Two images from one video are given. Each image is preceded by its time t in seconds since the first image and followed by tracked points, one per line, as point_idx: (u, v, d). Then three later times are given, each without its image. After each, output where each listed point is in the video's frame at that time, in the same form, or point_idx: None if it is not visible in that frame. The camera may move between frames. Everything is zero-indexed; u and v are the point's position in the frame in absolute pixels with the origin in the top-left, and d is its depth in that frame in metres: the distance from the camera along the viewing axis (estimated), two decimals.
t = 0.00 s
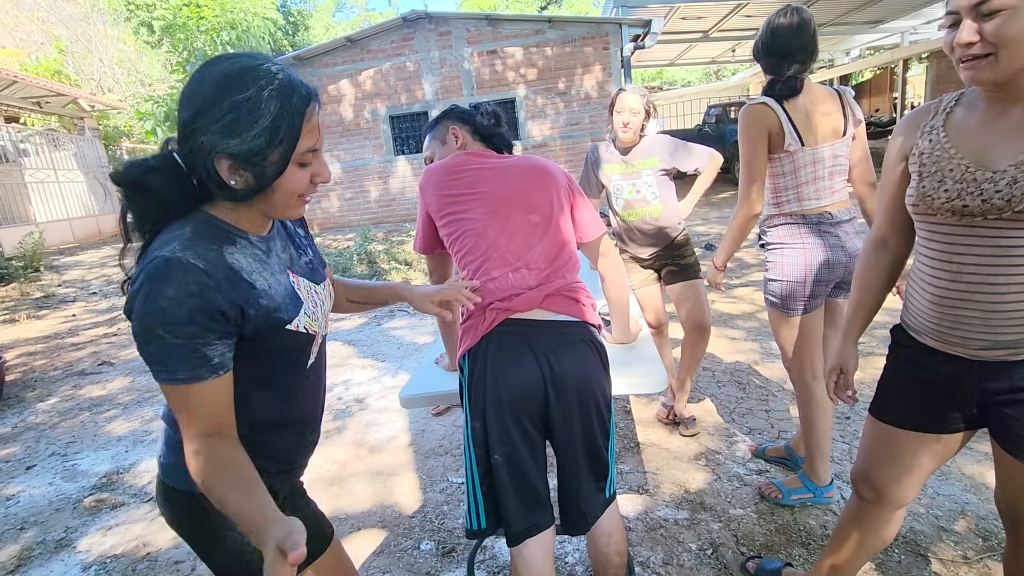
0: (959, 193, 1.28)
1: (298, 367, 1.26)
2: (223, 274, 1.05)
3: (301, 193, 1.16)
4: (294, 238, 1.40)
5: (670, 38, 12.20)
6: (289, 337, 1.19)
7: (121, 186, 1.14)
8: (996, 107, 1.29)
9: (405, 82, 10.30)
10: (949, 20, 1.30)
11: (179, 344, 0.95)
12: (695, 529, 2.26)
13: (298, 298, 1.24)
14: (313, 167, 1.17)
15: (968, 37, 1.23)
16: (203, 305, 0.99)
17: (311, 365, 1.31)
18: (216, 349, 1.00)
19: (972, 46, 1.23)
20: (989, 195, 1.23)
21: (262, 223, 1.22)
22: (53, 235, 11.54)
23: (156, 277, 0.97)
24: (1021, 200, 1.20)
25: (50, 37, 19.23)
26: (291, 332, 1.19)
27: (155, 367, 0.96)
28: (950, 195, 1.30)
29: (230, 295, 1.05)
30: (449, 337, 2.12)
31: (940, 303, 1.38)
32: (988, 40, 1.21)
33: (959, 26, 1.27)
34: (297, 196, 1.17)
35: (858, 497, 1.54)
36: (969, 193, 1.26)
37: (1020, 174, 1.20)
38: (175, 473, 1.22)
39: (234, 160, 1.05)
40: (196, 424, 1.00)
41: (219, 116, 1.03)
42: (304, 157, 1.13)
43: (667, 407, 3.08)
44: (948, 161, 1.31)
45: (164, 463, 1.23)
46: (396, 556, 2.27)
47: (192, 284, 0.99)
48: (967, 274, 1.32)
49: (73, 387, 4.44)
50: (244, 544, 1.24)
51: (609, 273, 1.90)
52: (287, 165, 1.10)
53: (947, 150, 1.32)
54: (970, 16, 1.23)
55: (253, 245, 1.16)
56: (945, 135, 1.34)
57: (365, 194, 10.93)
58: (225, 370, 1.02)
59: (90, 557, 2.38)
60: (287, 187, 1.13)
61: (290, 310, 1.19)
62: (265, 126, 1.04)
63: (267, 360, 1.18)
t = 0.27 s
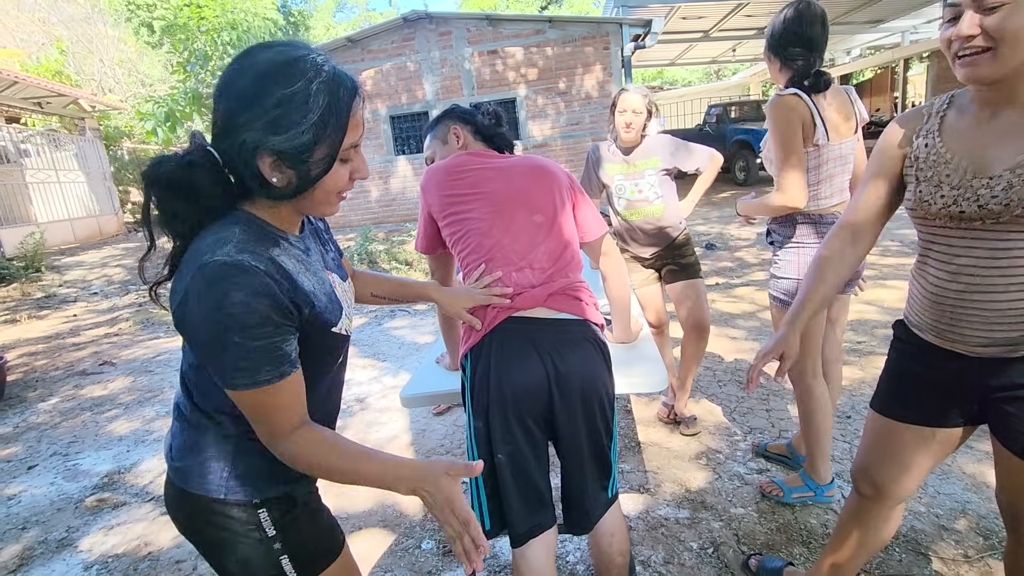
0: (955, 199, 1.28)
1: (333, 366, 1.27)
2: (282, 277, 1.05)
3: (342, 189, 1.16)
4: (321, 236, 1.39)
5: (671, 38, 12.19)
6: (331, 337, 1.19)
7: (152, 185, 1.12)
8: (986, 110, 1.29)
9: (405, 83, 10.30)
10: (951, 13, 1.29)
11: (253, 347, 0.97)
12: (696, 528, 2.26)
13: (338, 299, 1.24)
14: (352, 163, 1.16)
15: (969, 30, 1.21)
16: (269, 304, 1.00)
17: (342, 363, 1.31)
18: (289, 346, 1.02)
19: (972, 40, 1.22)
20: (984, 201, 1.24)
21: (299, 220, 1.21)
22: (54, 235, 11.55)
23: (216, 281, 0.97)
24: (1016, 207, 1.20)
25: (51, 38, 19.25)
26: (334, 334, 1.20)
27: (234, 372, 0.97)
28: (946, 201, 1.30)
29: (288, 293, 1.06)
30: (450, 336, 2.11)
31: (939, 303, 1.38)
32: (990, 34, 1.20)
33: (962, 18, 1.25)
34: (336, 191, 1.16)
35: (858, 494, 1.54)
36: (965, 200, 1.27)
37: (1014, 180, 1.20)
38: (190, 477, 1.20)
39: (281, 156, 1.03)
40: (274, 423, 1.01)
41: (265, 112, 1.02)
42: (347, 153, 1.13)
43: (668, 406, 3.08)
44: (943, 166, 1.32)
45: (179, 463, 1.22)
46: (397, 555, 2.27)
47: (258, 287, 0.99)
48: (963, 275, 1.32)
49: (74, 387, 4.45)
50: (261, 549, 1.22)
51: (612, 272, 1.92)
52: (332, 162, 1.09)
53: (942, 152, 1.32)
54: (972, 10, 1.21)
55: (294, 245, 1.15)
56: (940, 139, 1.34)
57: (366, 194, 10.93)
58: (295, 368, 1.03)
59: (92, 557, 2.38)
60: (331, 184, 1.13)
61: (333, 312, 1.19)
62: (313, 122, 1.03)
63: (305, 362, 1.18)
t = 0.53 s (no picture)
0: (922, 212, 1.30)
1: (334, 365, 1.27)
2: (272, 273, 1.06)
3: (339, 184, 1.16)
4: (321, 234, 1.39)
5: (671, 38, 12.19)
6: (330, 334, 1.20)
7: (153, 181, 1.13)
8: (943, 120, 1.30)
9: (405, 83, 10.30)
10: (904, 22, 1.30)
11: (246, 340, 0.96)
12: (695, 528, 2.26)
13: (337, 296, 1.25)
14: (350, 157, 1.16)
15: (923, 41, 1.23)
16: (260, 300, 1.00)
17: (345, 361, 1.31)
18: (281, 342, 1.01)
19: (926, 50, 1.24)
20: (949, 213, 1.26)
21: (293, 216, 1.21)
22: (55, 236, 11.56)
23: (210, 277, 0.97)
24: (980, 218, 1.23)
25: (51, 38, 19.25)
26: (334, 330, 1.20)
27: (217, 366, 0.96)
28: (913, 213, 1.32)
29: (281, 289, 1.06)
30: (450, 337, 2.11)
31: (915, 308, 1.40)
32: (940, 44, 1.22)
33: (916, 28, 1.26)
34: (334, 187, 1.16)
35: (837, 497, 1.50)
36: (930, 213, 1.29)
37: (975, 193, 1.23)
38: (204, 470, 1.21)
39: (279, 150, 1.04)
40: (261, 423, 1.00)
41: (264, 106, 1.02)
42: (343, 148, 1.13)
43: (668, 405, 3.08)
44: (910, 179, 1.31)
45: (194, 457, 1.22)
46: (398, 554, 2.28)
47: (251, 282, 1.00)
48: (939, 280, 1.34)
49: (75, 387, 4.46)
50: (272, 541, 1.23)
51: (613, 270, 1.93)
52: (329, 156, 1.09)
53: (901, 164, 1.33)
54: (926, 21, 1.23)
55: (291, 242, 1.16)
56: (903, 151, 1.33)
57: (366, 194, 10.94)
58: (287, 365, 1.02)
59: (93, 556, 2.39)
60: (329, 179, 1.13)
61: (331, 308, 1.19)
62: (310, 116, 1.04)
63: (305, 358, 1.18)
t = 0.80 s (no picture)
0: (854, 227, 1.28)
1: (332, 361, 1.27)
2: (264, 267, 1.05)
3: (333, 177, 1.17)
4: (319, 229, 1.39)
5: (671, 37, 12.19)
6: (324, 329, 1.20)
7: (147, 175, 1.14)
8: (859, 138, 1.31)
9: (406, 83, 10.31)
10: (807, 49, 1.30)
11: (236, 338, 0.97)
12: (696, 528, 2.26)
13: (331, 290, 1.25)
14: (343, 150, 1.16)
15: (828, 67, 1.25)
16: (253, 297, 1.00)
17: (342, 357, 1.31)
18: (270, 341, 1.02)
19: (835, 76, 1.25)
20: (881, 227, 1.26)
21: (289, 210, 1.21)
22: (56, 236, 11.56)
23: (204, 273, 0.97)
24: (915, 228, 1.24)
25: (52, 39, 19.25)
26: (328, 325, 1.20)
27: (206, 358, 0.97)
28: (845, 230, 1.30)
29: (274, 286, 1.06)
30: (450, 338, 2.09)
31: (850, 318, 1.40)
32: (848, 69, 1.23)
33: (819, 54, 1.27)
34: (328, 179, 1.17)
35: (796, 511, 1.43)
36: (861, 229, 1.28)
37: (903, 206, 1.23)
38: (203, 468, 1.21)
39: (270, 143, 1.04)
40: (248, 418, 1.02)
41: (253, 99, 1.03)
42: (334, 141, 1.13)
43: (669, 405, 3.07)
44: (835, 197, 1.30)
45: (193, 455, 1.22)
46: (398, 555, 2.28)
47: (243, 279, 1.00)
48: (873, 291, 1.34)
49: (76, 387, 4.46)
50: (270, 539, 1.23)
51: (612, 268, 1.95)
52: (320, 148, 1.10)
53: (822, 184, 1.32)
54: (832, 46, 1.24)
55: (286, 237, 1.16)
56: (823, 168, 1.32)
57: (367, 194, 10.94)
58: (276, 363, 1.03)
59: (94, 556, 2.39)
60: (320, 172, 1.13)
61: (325, 303, 1.19)
62: (300, 109, 1.04)
63: (302, 354, 1.18)
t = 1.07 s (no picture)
0: (812, 242, 1.30)
1: (332, 360, 1.28)
2: (258, 266, 1.05)
3: (331, 177, 1.17)
4: (318, 228, 1.39)
5: (672, 37, 12.18)
6: (321, 328, 1.20)
7: (146, 175, 1.14)
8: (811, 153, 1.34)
9: (407, 83, 10.31)
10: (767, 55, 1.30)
11: (228, 337, 0.97)
12: (696, 527, 2.26)
13: (330, 287, 1.25)
14: (340, 148, 1.16)
15: (799, 70, 1.24)
16: (247, 296, 1.00)
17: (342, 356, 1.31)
18: (263, 340, 1.02)
19: (803, 79, 1.24)
20: (839, 242, 1.27)
21: (288, 208, 1.21)
22: (57, 236, 11.58)
23: (198, 271, 0.98)
24: (871, 240, 1.24)
25: (53, 39, 19.24)
26: (326, 323, 1.20)
27: (200, 355, 0.98)
28: (803, 244, 1.31)
29: (270, 284, 1.06)
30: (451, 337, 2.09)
31: (808, 328, 1.40)
32: (815, 75, 1.24)
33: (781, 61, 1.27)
34: (326, 178, 1.17)
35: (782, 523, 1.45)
36: (818, 243, 1.29)
37: (857, 220, 1.24)
38: (207, 463, 1.22)
39: (266, 143, 1.04)
40: (238, 417, 1.02)
41: (248, 100, 1.03)
42: (331, 141, 1.13)
43: (670, 405, 3.07)
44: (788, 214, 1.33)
45: (195, 451, 1.23)
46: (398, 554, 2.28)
47: (236, 277, 1.00)
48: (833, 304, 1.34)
49: (77, 387, 4.46)
50: (269, 535, 1.23)
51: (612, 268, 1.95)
52: (316, 148, 1.10)
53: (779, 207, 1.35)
54: (803, 49, 1.23)
55: (283, 236, 1.17)
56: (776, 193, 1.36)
57: (367, 194, 10.94)
58: (270, 362, 1.04)
59: (96, 555, 2.40)
60: (316, 172, 1.13)
61: (323, 302, 1.19)
62: (294, 109, 1.04)
63: (301, 353, 1.18)
